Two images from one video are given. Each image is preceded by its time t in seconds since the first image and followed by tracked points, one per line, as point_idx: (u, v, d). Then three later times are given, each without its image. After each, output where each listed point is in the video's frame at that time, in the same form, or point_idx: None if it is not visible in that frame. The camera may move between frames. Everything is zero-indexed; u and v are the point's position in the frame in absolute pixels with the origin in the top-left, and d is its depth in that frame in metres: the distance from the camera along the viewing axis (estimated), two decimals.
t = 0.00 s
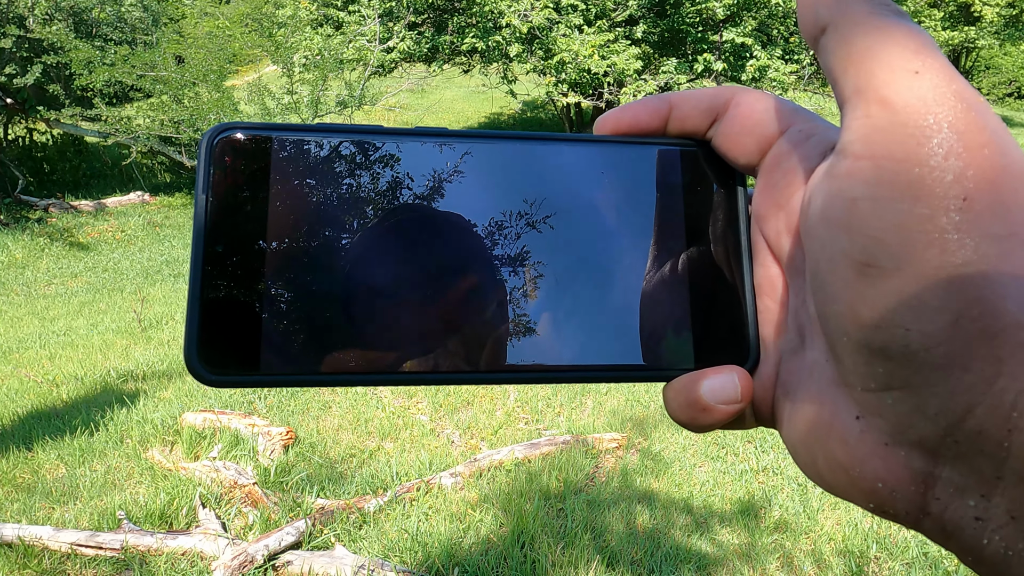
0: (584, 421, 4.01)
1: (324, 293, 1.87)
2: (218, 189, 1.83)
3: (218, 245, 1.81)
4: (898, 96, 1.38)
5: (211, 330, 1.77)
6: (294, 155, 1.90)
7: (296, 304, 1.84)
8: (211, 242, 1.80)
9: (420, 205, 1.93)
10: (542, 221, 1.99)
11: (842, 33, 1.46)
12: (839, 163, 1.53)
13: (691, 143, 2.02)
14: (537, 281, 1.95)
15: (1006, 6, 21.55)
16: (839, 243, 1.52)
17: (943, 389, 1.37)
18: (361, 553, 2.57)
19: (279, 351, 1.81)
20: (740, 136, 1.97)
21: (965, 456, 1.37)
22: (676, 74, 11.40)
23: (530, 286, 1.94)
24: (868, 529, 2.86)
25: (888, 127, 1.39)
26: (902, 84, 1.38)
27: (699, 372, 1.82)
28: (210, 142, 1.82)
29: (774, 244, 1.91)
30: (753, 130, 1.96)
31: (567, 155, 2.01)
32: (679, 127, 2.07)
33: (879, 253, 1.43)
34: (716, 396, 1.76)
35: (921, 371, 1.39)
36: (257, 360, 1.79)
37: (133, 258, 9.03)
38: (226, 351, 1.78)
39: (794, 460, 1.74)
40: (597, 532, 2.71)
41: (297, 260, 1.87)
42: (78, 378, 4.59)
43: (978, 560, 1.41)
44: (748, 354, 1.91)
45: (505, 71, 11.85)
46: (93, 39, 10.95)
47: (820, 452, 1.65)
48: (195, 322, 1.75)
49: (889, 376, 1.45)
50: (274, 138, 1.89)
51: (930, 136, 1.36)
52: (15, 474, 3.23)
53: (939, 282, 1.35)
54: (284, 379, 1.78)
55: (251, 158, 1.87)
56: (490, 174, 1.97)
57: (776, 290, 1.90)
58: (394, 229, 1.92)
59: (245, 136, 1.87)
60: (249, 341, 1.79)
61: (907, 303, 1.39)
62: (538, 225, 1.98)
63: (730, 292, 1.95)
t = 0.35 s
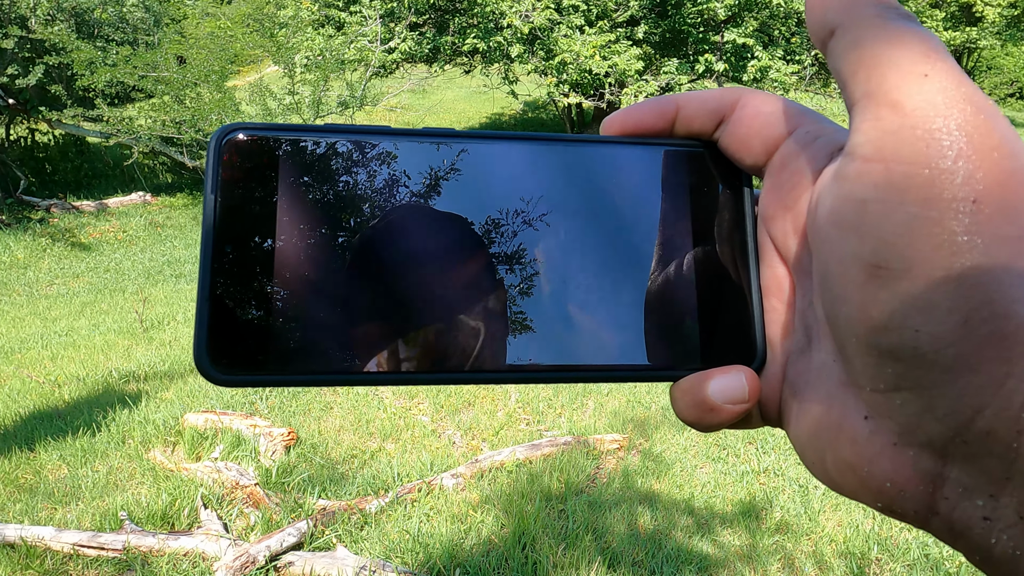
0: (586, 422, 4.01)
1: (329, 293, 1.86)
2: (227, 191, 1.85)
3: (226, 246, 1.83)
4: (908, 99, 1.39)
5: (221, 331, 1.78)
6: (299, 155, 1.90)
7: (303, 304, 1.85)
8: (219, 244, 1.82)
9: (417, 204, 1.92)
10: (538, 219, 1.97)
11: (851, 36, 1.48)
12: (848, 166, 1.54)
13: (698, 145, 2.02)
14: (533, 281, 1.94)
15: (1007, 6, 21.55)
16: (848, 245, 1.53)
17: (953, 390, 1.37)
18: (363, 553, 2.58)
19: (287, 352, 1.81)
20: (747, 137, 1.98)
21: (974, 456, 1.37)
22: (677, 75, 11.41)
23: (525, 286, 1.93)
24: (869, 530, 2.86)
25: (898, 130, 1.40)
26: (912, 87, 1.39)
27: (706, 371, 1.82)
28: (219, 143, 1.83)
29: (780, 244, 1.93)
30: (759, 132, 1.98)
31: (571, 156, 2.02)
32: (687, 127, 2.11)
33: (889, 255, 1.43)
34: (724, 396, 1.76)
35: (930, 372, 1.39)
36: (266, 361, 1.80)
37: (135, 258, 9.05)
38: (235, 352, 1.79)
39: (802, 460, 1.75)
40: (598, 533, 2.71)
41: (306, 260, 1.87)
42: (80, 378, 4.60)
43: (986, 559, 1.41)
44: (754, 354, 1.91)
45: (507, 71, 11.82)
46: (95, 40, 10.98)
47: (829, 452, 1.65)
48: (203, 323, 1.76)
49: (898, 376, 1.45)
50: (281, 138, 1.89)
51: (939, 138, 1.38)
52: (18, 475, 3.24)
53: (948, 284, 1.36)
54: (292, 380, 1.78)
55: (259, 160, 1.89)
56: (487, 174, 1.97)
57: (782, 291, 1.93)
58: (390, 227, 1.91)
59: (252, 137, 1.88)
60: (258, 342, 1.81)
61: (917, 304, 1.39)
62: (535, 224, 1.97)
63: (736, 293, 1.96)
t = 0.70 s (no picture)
0: (588, 422, 4.01)
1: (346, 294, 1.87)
2: (244, 191, 1.84)
3: (246, 246, 1.83)
4: (947, 99, 1.39)
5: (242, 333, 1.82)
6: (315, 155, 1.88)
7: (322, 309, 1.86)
8: (239, 244, 1.82)
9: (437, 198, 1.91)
10: (534, 248, 1.93)
11: (886, 35, 1.48)
12: (884, 166, 1.53)
13: (721, 143, 2.00)
14: (538, 264, 1.94)
15: (1008, 7, 21.59)
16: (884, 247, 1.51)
17: (995, 396, 1.36)
18: (365, 553, 2.58)
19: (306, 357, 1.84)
20: (773, 135, 1.96)
21: (1015, 463, 1.36)
22: (680, 74, 11.46)
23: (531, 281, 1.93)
24: (872, 531, 2.86)
25: (937, 130, 1.40)
26: (950, 86, 1.39)
27: (732, 373, 1.83)
28: (235, 143, 1.82)
29: (808, 245, 1.93)
30: (787, 129, 1.96)
31: (587, 154, 1.97)
32: (710, 125, 2.05)
33: (929, 258, 1.42)
34: (751, 398, 1.76)
35: (971, 378, 1.38)
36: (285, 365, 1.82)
37: (138, 258, 9.06)
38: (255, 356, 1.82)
39: (830, 464, 1.74)
40: (601, 533, 2.71)
41: (331, 259, 1.87)
42: (83, 378, 4.61)
43: None
44: (779, 355, 1.92)
45: (509, 72, 11.78)
46: (98, 39, 11.02)
47: (860, 456, 1.64)
48: (224, 325, 1.79)
49: (936, 382, 1.44)
50: (301, 138, 1.88)
51: (980, 139, 1.38)
52: (22, 474, 3.25)
53: (991, 289, 1.35)
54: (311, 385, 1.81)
55: (276, 161, 1.87)
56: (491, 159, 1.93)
57: (808, 291, 1.93)
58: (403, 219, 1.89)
59: (269, 139, 1.86)
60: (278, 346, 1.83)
61: (958, 310, 1.38)
62: (539, 209, 1.95)
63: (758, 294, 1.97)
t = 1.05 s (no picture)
0: (590, 422, 4.01)
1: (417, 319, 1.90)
2: (319, 216, 1.86)
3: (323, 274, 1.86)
4: None
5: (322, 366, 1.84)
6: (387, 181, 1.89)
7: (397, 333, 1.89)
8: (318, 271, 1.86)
9: (486, 193, 1.90)
10: (603, 201, 1.92)
11: (1006, 50, 1.37)
12: (1004, 194, 1.44)
13: (801, 151, 1.95)
14: (605, 218, 1.93)
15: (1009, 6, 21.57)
16: (1006, 281, 1.43)
17: None
18: (368, 552, 2.59)
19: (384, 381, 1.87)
20: (866, 145, 1.87)
21: None
22: (681, 74, 11.44)
23: (584, 272, 1.92)
24: (874, 530, 2.86)
25: None
26: None
27: (823, 398, 1.81)
28: (307, 168, 1.83)
29: (901, 261, 1.86)
30: (879, 138, 1.86)
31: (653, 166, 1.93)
32: (794, 133, 1.96)
33: None
34: (843, 425, 1.74)
35: None
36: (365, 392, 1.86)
37: (139, 258, 9.07)
38: (333, 386, 1.85)
39: (933, 496, 1.68)
40: (602, 532, 2.72)
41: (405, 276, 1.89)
42: (85, 378, 4.61)
43: None
44: (870, 374, 1.88)
45: (510, 72, 11.77)
46: (99, 39, 11.06)
47: (970, 492, 1.58)
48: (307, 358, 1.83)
49: None
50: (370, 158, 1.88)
51: None
52: (24, 473, 3.25)
53: None
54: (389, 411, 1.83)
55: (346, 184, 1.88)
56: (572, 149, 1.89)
57: (899, 309, 1.87)
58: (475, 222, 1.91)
59: (339, 162, 1.86)
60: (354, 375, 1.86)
61: None
62: (606, 161, 1.92)
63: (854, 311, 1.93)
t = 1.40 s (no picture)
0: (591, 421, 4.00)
1: (521, 376, 1.90)
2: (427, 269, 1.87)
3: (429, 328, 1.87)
4: None
5: (430, 423, 1.83)
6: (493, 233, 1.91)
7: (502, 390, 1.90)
8: (426, 326, 1.86)
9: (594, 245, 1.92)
10: (695, 268, 1.90)
11: None
12: None
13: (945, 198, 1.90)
14: (698, 286, 1.91)
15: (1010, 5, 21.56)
16: None
17: None
18: (369, 551, 2.59)
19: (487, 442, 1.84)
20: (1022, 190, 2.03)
21: None
22: (681, 73, 11.41)
23: (677, 343, 1.89)
24: (874, 529, 2.86)
25: None
26: None
27: (986, 471, 1.84)
28: (418, 219, 1.84)
29: None
30: None
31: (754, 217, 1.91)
32: (935, 179, 2.10)
33: None
34: (1011, 504, 1.80)
35: None
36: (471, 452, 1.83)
37: (141, 258, 9.08)
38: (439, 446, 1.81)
39: None
40: (603, 531, 2.72)
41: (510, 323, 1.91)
42: (87, 377, 4.62)
43: None
44: None
45: (511, 71, 11.77)
46: (99, 39, 11.08)
47: None
48: (413, 417, 1.81)
49: None
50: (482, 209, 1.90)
51: None
52: (26, 473, 3.26)
53: None
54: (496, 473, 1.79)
55: (455, 236, 1.89)
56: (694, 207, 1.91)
57: None
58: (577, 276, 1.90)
59: (450, 213, 1.88)
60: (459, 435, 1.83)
61: None
62: (697, 227, 1.89)
63: (1001, 371, 1.85)
